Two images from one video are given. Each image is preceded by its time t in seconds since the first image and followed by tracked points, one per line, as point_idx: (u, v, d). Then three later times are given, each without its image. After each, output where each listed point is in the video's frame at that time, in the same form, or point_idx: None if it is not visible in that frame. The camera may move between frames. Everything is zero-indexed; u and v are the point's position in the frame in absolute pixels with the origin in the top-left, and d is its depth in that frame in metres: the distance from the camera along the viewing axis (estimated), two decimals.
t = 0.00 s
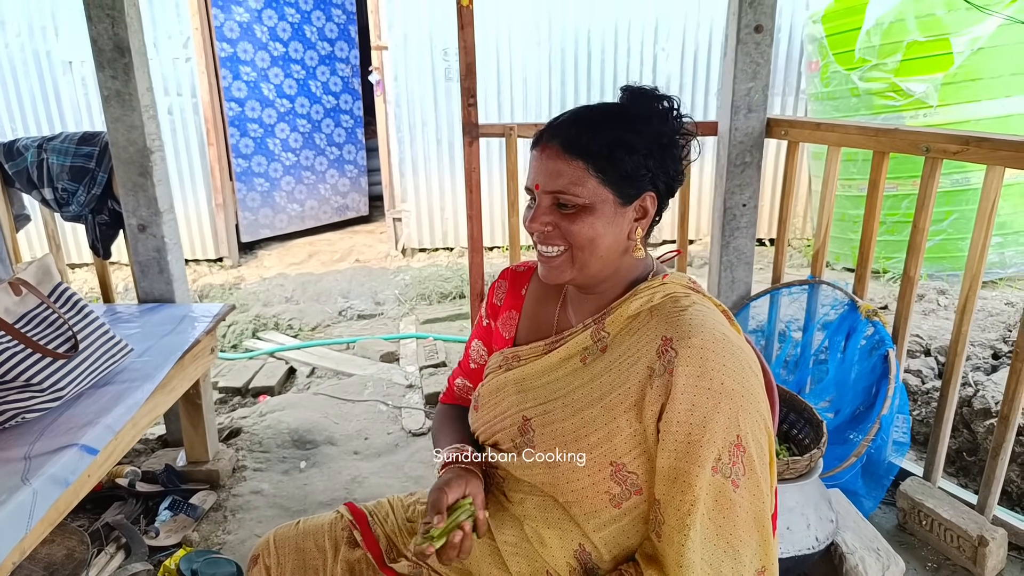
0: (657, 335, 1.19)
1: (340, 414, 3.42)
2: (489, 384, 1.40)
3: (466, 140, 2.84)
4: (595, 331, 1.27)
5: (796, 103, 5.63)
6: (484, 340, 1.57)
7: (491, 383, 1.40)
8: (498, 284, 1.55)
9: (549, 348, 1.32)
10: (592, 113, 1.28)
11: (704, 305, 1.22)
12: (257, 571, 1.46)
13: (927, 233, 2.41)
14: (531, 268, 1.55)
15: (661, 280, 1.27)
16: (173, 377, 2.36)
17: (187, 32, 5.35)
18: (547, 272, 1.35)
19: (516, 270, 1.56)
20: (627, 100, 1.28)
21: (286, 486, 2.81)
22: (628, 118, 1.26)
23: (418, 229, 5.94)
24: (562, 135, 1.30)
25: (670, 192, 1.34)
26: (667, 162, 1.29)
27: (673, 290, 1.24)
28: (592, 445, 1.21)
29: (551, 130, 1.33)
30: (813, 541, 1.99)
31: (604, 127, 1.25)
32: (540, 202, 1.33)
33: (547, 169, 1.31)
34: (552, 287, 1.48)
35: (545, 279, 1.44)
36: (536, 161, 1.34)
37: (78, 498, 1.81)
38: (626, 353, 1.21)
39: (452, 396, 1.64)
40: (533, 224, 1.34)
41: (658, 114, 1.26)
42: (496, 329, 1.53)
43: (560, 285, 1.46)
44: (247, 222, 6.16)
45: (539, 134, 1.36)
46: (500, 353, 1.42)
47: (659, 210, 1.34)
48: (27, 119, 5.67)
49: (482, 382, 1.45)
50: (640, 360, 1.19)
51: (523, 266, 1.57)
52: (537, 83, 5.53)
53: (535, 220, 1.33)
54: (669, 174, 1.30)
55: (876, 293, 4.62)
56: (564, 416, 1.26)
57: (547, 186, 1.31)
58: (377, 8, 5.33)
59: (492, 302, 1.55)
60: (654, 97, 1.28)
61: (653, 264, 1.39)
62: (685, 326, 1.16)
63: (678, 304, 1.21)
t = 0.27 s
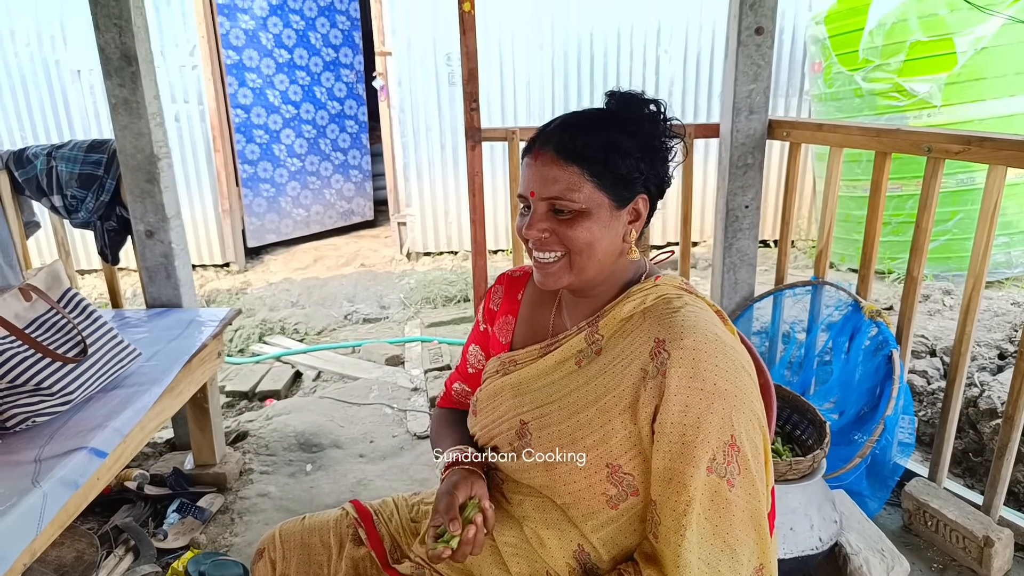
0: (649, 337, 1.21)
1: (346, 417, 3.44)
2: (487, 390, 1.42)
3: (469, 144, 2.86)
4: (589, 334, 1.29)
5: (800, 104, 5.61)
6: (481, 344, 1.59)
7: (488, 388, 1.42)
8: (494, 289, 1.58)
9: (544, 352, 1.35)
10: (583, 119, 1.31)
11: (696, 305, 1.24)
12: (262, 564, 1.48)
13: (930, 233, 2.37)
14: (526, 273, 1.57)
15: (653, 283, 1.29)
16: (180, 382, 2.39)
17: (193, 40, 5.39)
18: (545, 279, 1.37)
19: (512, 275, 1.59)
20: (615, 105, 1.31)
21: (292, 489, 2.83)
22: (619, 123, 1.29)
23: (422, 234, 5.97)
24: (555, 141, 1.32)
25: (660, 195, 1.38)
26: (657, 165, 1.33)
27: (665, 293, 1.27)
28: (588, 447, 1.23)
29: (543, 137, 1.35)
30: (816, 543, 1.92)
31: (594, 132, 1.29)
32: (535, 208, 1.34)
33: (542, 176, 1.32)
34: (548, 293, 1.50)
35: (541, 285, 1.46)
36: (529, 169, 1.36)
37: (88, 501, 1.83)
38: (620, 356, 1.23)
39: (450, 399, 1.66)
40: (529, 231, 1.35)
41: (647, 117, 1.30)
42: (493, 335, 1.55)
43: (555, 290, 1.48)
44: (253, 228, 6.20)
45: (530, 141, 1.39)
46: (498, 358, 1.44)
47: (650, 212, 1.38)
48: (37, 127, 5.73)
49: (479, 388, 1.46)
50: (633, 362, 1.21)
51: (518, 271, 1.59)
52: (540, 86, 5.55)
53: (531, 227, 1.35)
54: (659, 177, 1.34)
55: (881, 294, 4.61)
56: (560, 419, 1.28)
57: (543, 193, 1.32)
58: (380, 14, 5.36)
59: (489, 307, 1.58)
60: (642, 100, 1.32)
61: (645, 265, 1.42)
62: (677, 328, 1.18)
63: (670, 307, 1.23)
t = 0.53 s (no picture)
0: (636, 341, 1.23)
1: (344, 418, 3.46)
2: (477, 391, 1.44)
3: (467, 149, 2.89)
4: (577, 337, 1.32)
5: (800, 110, 5.63)
6: (471, 347, 1.62)
7: (478, 389, 1.44)
8: (484, 292, 1.60)
9: (534, 353, 1.37)
10: (578, 123, 1.33)
11: (683, 311, 1.26)
12: (256, 557, 1.52)
13: (925, 239, 2.37)
14: (518, 276, 1.59)
15: (641, 288, 1.31)
16: (178, 381, 2.41)
17: (197, 43, 5.43)
18: (535, 281, 1.39)
19: (502, 277, 1.61)
20: (614, 111, 1.32)
21: (288, 488, 2.86)
22: (614, 129, 1.30)
23: (423, 237, 6.00)
24: (548, 147, 1.34)
25: (654, 203, 1.39)
26: (652, 173, 1.34)
27: (653, 298, 1.28)
28: (574, 448, 1.25)
29: (537, 142, 1.37)
30: (807, 547, 1.93)
31: (587, 136, 1.30)
32: (527, 211, 1.37)
33: (534, 179, 1.35)
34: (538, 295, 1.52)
35: (531, 288, 1.48)
36: (523, 173, 1.38)
37: (86, 497, 1.86)
38: (607, 359, 1.26)
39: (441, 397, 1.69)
40: (519, 234, 1.38)
41: (642, 124, 1.31)
42: (483, 337, 1.58)
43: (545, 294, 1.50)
44: (255, 229, 6.24)
45: (527, 145, 1.40)
46: (488, 359, 1.47)
47: (643, 220, 1.39)
48: (42, 128, 5.78)
49: (470, 388, 1.49)
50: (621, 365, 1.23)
51: (510, 273, 1.61)
52: (541, 91, 5.58)
53: (522, 229, 1.37)
54: (654, 186, 1.35)
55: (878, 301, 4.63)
56: (547, 420, 1.30)
57: (534, 196, 1.35)
58: (382, 18, 5.40)
59: (479, 310, 1.60)
60: (638, 108, 1.33)
61: (635, 271, 1.43)
62: (665, 333, 1.20)
63: (657, 311, 1.25)
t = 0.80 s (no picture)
0: (632, 344, 1.22)
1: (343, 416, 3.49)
2: (472, 387, 1.44)
3: (468, 150, 2.92)
4: (573, 339, 1.30)
5: (802, 115, 5.64)
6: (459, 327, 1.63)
7: (473, 387, 1.44)
8: (483, 285, 1.61)
9: (530, 353, 1.37)
10: (585, 126, 1.34)
11: (679, 315, 1.26)
12: (251, 551, 1.53)
13: (922, 246, 2.37)
14: (518, 274, 1.60)
15: (638, 290, 1.30)
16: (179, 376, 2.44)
17: (204, 42, 5.48)
18: (538, 280, 1.41)
19: (503, 273, 1.62)
20: (623, 115, 1.34)
21: (287, 484, 2.89)
22: (623, 134, 1.32)
23: (425, 237, 6.04)
24: (557, 148, 1.36)
25: (660, 209, 1.41)
26: (659, 179, 1.35)
27: (648, 301, 1.28)
28: (567, 449, 1.25)
29: (546, 142, 1.38)
30: (798, 550, 1.93)
31: (594, 140, 1.32)
32: (532, 210, 1.38)
33: (541, 179, 1.37)
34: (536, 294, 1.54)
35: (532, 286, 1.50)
36: (530, 172, 1.39)
37: (86, 489, 1.89)
38: (603, 361, 1.25)
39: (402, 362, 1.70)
40: (524, 232, 1.39)
41: (651, 130, 1.32)
42: (480, 331, 1.58)
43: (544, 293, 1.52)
44: (258, 227, 6.28)
45: (536, 145, 1.41)
46: (484, 355, 1.47)
47: (647, 224, 1.41)
48: (49, 124, 5.83)
49: (465, 384, 1.49)
50: (615, 368, 1.22)
51: (510, 270, 1.62)
52: (545, 93, 5.61)
53: (527, 227, 1.39)
54: (661, 191, 1.37)
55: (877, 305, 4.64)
56: (541, 420, 1.29)
57: (540, 196, 1.37)
58: (388, 19, 5.43)
59: (476, 301, 1.60)
60: (649, 113, 1.34)
61: (635, 276, 1.45)
62: (660, 337, 1.20)
63: (653, 315, 1.25)
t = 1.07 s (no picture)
0: (626, 354, 1.24)
1: (347, 420, 3.51)
2: (468, 393, 1.46)
3: (470, 157, 2.95)
4: (568, 348, 1.32)
5: (807, 122, 5.65)
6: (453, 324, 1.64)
7: (469, 392, 1.46)
8: (481, 290, 1.63)
9: (525, 361, 1.38)
10: (597, 135, 1.35)
11: (673, 326, 1.27)
12: (250, 560, 1.56)
13: (920, 254, 2.38)
14: (516, 280, 1.62)
15: (633, 301, 1.32)
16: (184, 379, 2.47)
17: (213, 49, 5.55)
18: (531, 280, 1.41)
19: (500, 279, 1.64)
20: (634, 130, 1.35)
21: (290, 487, 2.91)
22: (633, 150, 1.33)
23: (430, 242, 6.07)
24: (567, 154, 1.36)
25: (660, 225, 1.43)
26: (662, 197, 1.38)
27: (643, 312, 1.29)
28: (560, 456, 1.26)
29: (556, 147, 1.38)
30: (794, 556, 1.93)
31: (606, 150, 1.33)
32: (536, 214, 1.39)
33: (547, 185, 1.37)
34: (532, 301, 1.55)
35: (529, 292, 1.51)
36: (537, 176, 1.39)
37: (90, 490, 1.92)
38: (597, 370, 1.26)
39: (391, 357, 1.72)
40: (527, 235, 1.39)
41: (661, 147, 1.35)
42: (477, 336, 1.60)
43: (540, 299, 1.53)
44: (265, 232, 6.33)
45: (546, 149, 1.41)
46: (480, 360, 1.49)
47: (646, 239, 1.43)
48: (61, 130, 5.90)
49: (461, 388, 1.50)
50: (609, 377, 1.24)
51: (508, 277, 1.64)
52: (549, 100, 5.64)
53: (529, 230, 1.39)
54: (662, 209, 1.39)
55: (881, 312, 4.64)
56: (536, 428, 1.31)
57: (545, 201, 1.37)
58: (393, 27, 5.47)
59: (473, 306, 1.62)
60: (659, 132, 1.36)
61: (631, 288, 1.47)
62: (654, 347, 1.21)
63: (647, 325, 1.26)
